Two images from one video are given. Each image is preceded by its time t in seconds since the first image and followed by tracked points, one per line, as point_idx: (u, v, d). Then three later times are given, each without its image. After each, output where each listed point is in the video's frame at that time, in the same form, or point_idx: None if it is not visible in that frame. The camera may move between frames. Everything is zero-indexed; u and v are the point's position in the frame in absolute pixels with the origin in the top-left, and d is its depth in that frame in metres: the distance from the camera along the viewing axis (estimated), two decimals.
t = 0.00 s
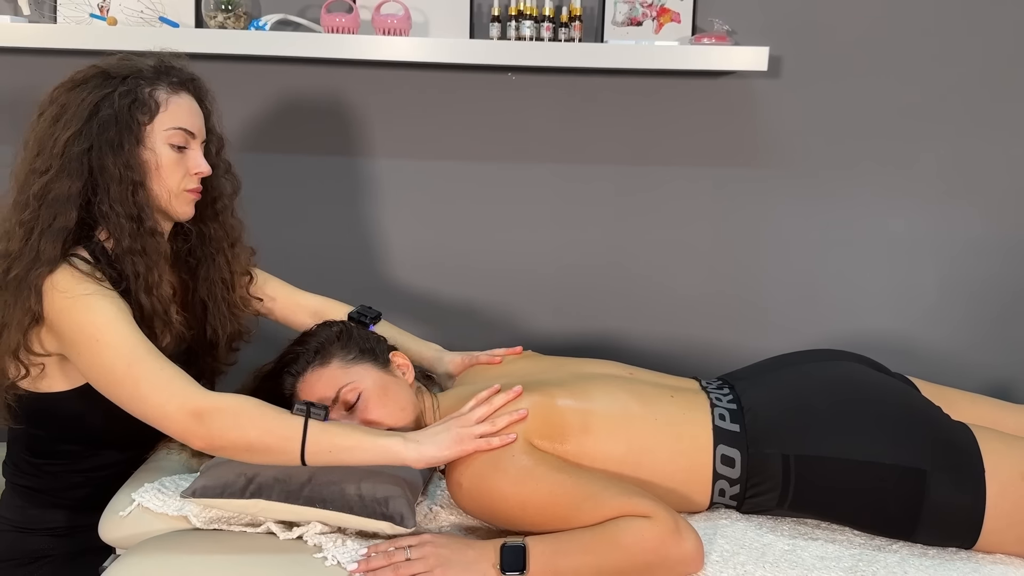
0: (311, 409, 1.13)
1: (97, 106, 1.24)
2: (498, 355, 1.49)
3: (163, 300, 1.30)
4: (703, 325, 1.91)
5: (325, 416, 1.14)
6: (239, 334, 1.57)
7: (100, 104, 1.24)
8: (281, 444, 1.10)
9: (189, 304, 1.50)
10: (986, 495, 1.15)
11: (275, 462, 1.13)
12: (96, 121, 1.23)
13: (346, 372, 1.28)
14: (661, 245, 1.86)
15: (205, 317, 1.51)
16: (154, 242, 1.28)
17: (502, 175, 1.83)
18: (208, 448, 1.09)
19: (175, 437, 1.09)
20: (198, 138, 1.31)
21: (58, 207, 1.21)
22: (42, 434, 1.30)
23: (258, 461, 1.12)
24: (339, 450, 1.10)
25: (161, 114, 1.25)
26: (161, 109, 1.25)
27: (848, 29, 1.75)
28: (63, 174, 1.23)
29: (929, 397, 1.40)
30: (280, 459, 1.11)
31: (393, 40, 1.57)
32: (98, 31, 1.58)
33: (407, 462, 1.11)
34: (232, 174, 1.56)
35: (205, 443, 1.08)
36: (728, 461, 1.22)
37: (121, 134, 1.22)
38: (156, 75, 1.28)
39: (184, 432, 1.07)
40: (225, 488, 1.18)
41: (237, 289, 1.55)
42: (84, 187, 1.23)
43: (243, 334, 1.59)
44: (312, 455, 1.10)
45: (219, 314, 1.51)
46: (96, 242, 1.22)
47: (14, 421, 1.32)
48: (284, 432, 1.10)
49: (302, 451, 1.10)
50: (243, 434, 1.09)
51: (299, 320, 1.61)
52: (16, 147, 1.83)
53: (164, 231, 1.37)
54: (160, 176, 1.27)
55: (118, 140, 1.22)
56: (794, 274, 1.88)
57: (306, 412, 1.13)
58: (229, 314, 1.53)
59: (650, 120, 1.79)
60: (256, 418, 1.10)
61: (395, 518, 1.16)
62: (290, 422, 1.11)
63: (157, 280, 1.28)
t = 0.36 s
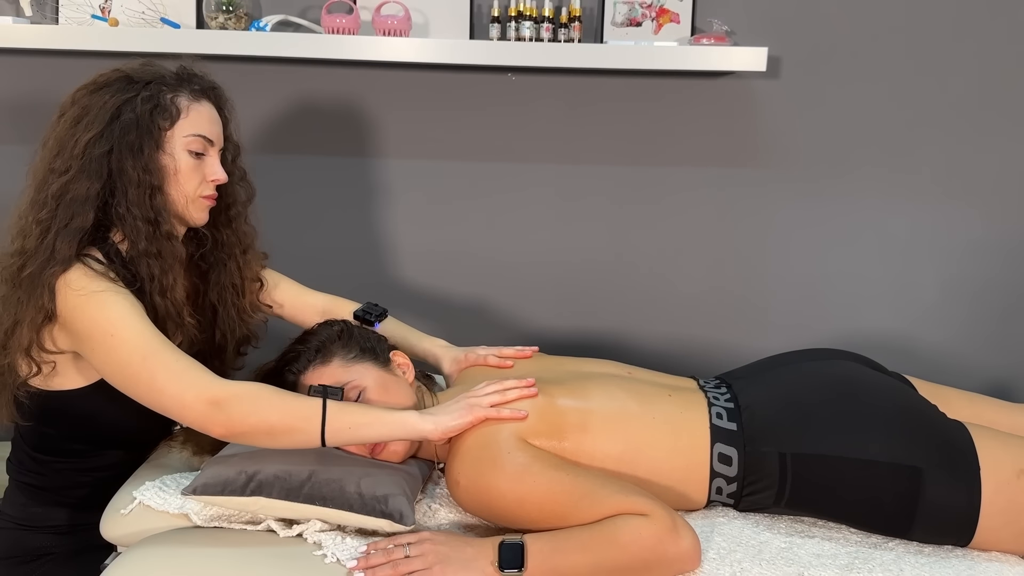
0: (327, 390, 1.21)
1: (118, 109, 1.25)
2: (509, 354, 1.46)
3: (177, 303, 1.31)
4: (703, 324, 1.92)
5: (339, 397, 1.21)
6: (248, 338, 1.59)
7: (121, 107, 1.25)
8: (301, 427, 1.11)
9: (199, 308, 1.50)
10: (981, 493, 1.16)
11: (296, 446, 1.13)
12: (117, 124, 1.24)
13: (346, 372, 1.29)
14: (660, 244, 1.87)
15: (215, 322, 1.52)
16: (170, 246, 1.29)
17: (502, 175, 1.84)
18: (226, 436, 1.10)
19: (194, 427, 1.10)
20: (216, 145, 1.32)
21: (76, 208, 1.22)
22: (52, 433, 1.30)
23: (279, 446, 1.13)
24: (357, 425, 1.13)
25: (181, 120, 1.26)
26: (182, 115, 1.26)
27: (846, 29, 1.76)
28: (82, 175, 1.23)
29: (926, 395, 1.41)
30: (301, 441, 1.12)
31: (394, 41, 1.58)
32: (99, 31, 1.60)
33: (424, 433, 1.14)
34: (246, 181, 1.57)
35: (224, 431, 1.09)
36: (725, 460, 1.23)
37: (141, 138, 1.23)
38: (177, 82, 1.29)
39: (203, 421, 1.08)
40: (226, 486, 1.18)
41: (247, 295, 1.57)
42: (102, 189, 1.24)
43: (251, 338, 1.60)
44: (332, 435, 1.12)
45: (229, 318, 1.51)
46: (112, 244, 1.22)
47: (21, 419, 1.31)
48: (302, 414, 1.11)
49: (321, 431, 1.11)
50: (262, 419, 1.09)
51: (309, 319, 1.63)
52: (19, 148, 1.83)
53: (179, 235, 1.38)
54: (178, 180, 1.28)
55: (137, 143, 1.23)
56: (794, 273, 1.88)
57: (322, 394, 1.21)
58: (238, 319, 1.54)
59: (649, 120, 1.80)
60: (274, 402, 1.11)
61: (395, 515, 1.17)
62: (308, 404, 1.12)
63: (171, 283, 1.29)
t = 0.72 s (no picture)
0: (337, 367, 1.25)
1: (136, 109, 1.26)
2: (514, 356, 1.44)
3: (185, 302, 1.32)
4: (702, 322, 1.92)
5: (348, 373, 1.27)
6: (252, 340, 1.59)
7: (139, 107, 1.26)
8: (314, 401, 1.13)
9: (205, 308, 1.52)
10: (976, 488, 1.16)
11: (308, 424, 1.15)
12: (133, 124, 1.25)
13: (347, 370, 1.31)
14: (659, 243, 1.88)
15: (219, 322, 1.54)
16: (179, 245, 1.31)
17: (502, 173, 1.85)
18: (239, 419, 1.12)
19: (206, 413, 1.12)
20: (229, 150, 1.33)
21: (87, 204, 1.23)
22: (55, 427, 1.32)
23: (292, 425, 1.15)
24: (368, 399, 1.15)
25: (196, 124, 1.28)
26: (198, 119, 1.28)
27: (845, 29, 1.77)
28: (96, 171, 1.24)
29: (923, 392, 1.42)
30: (313, 418, 1.14)
31: (395, 40, 1.59)
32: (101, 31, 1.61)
33: (431, 403, 1.18)
34: (258, 187, 1.58)
35: (237, 413, 1.11)
36: (722, 456, 1.24)
37: (156, 139, 1.24)
38: (196, 87, 1.30)
39: (217, 404, 1.10)
40: (226, 482, 1.19)
41: (253, 297, 1.58)
42: (115, 186, 1.25)
43: (254, 341, 1.60)
44: (344, 408, 1.14)
45: (232, 320, 1.53)
46: (120, 241, 1.23)
47: (25, 411, 1.32)
48: (313, 389, 1.13)
49: (334, 404, 1.14)
50: (276, 395, 1.12)
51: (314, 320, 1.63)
52: (21, 147, 1.84)
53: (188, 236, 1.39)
54: (190, 182, 1.29)
55: (152, 144, 1.24)
56: (793, 272, 1.89)
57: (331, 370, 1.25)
58: (242, 321, 1.55)
59: (648, 119, 1.81)
60: (284, 381, 1.13)
61: (394, 511, 1.18)
62: (320, 379, 1.15)
63: (179, 282, 1.31)
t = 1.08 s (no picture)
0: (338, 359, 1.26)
1: (144, 107, 1.27)
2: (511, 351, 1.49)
3: (189, 297, 1.34)
4: (704, 319, 1.93)
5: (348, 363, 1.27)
6: (256, 338, 1.61)
7: (146, 105, 1.27)
8: (316, 392, 1.14)
9: (209, 304, 1.53)
10: (976, 483, 1.17)
11: (311, 415, 1.16)
12: (140, 120, 1.26)
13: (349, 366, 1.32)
14: (661, 240, 1.88)
15: (223, 318, 1.55)
16: (185, 241, 1.32)
17: (504, 171, 1.85)
18: (241, 410, 1.12)
19: (209, 404, 1.12)
20: (235, 148, 1.33)
21: (94, 199, 1.24)
22: (60, 422, 1.32)
23: (293, 416, 1.15)
24: (370, 390, 1.16)
25: (204, 121, 1.28)
26: (206, 116, 1.28)
27: (846, 26, 1.77)
28: (103, 166, 1.26)
29: (923, 388, 1.42)
30: (316, 408, 1.15)
31: (398, 38, 1.60)
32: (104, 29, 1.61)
33: (431, 393, 1.19)
34: (264, 186, 1.59)
35: (240, 403, 1.12)
36: (723, 451, 1.24)
37: (163, 134, 1.25)
38: (203, 85, 1.31)
39: (219, 395, 1.10)
40: (230, 476, 1.20)
41: (257, 296, 1.58)
42: (121, 182, 1.26)
43: (258, 338, 1.62)
44: (345, 399, 1.15)
45: (235, 317, 1.54)
46: (126, 235, 1.25)
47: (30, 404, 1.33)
48: (316, 379, 1.15)
49: (336, 394, 1.15)
50: (278, 386, 1.13)
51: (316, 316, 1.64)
52: (25, 145, 1.85)
53: (194, 234, 1.40)
54: (196, 180, 1.30)
55: (159, 140, 1.25)
56: (794, 269, 1.89)
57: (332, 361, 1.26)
58: (246, 319, 1.57)
59: (650, 117, 1.81)
60: (287, 371, 1.14)
61: (397, 505, 1.19)
62: (321, 370, 1.16)
63: (185, 277, 1.32)
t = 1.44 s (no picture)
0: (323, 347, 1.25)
1: (131, 94, 1.27)
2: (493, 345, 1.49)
3: (178, 283, 1.34)
4: (704, 313, 1.92)
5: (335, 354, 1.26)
6: (250, 326, 1.62)
7: (134, 92, 1.27)
8: (300, 381, 1.14)
9: (201, 292, 1.54)
10: (976, 473, 1.16)
11: (295, 405, 1.16)
12: (128, 107, 1.26)
13: (349, 357, 1.32)
14: (662, 233, 1.88)
15: (216, 306, 1.55)
16: (174, 227, 1.32)
17: (505, 164, 1.85)
18: (224, 398, 1.12)
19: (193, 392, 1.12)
20: (223, 135, 1.34)
21: (82, 185, 1.25)
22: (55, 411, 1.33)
23: (276, 406, 1.15)
24: (354, 381, 1.16)
25: (191, 108, 1.28)
26: (193, 103, 1.29)
27: (848, 20, 1.76)
28: (91, 153, 1.26)
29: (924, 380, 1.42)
30: (299, 398, 1.15)
31: (399, 31, 1.59)
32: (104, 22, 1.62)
33: (417, 387, 1.19)
34: (254, 174, 1.59)
35: (223, 391, 1.11)
36: (722, 442, 1.24)
37: (150, 121, 1.25)
38: (191, 72, 1.31)
39: (202, 382, 1.10)
40: (231, 466, 1.20)
41: (248, 284, 1.59)
42: (109, 168, 1.27)
43: (251, 326, 1.63)
44: (329, 390, 1.15)
45: (229, 304, 1.55)
46: (114, 222, 1.26)
47: (25, 392, 1.33)
48: (300, 369, 1.14)
49: (319, 385, 1.14)
50: (261, 375, 1.12)
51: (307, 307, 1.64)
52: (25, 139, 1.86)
53: (183, 221, 1.40)
54: (184, 166, 1.30)
55: (147, 126, 1.25)
56: (795, 262, 1.89)
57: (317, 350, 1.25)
58: (239, 307, 1.57)
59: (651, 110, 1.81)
60: (271, 361, 1.14)
61: (397, 495, 1.19)
62: (305, 360, 1.16)
63: (173, 264, 1.33)
